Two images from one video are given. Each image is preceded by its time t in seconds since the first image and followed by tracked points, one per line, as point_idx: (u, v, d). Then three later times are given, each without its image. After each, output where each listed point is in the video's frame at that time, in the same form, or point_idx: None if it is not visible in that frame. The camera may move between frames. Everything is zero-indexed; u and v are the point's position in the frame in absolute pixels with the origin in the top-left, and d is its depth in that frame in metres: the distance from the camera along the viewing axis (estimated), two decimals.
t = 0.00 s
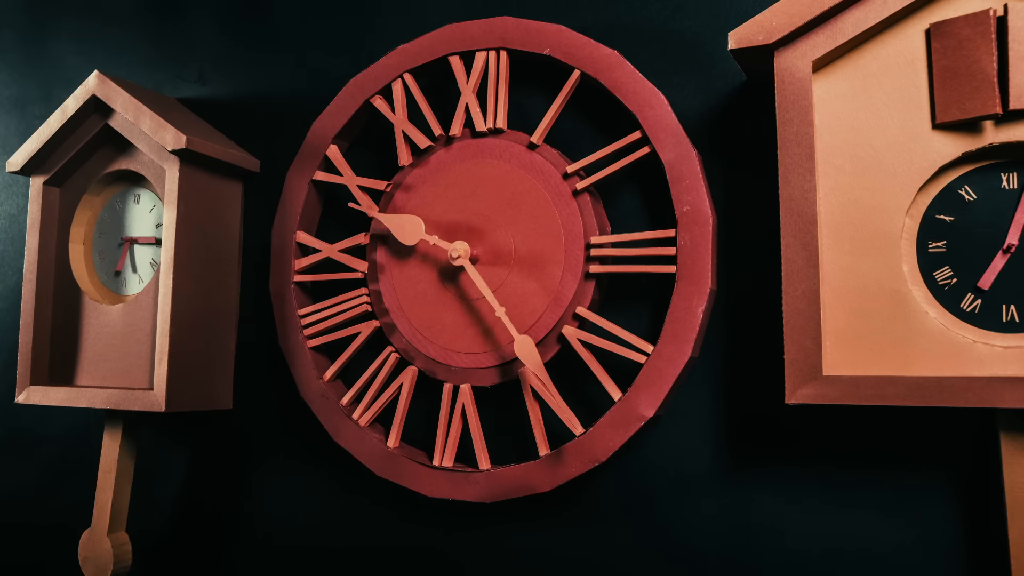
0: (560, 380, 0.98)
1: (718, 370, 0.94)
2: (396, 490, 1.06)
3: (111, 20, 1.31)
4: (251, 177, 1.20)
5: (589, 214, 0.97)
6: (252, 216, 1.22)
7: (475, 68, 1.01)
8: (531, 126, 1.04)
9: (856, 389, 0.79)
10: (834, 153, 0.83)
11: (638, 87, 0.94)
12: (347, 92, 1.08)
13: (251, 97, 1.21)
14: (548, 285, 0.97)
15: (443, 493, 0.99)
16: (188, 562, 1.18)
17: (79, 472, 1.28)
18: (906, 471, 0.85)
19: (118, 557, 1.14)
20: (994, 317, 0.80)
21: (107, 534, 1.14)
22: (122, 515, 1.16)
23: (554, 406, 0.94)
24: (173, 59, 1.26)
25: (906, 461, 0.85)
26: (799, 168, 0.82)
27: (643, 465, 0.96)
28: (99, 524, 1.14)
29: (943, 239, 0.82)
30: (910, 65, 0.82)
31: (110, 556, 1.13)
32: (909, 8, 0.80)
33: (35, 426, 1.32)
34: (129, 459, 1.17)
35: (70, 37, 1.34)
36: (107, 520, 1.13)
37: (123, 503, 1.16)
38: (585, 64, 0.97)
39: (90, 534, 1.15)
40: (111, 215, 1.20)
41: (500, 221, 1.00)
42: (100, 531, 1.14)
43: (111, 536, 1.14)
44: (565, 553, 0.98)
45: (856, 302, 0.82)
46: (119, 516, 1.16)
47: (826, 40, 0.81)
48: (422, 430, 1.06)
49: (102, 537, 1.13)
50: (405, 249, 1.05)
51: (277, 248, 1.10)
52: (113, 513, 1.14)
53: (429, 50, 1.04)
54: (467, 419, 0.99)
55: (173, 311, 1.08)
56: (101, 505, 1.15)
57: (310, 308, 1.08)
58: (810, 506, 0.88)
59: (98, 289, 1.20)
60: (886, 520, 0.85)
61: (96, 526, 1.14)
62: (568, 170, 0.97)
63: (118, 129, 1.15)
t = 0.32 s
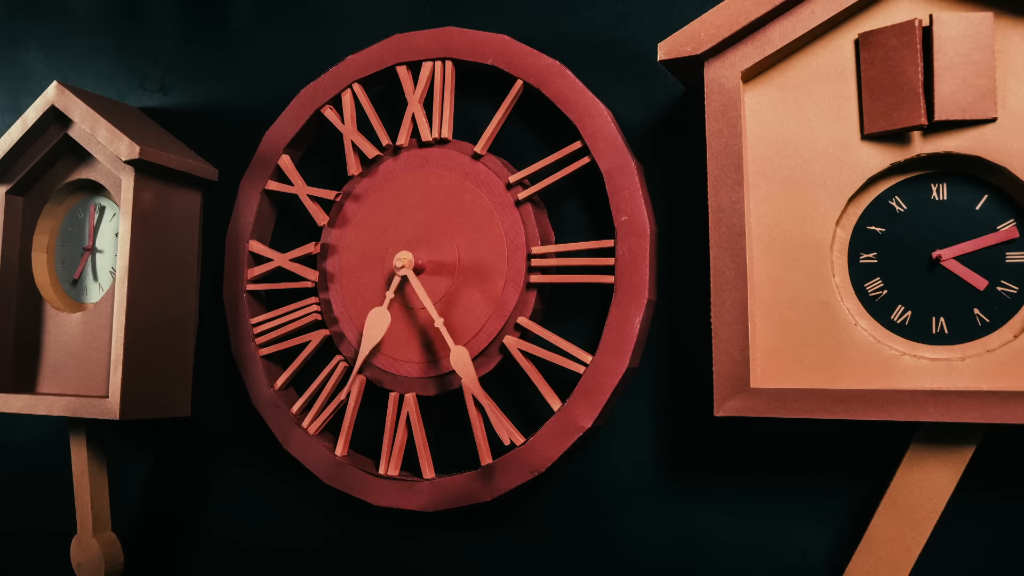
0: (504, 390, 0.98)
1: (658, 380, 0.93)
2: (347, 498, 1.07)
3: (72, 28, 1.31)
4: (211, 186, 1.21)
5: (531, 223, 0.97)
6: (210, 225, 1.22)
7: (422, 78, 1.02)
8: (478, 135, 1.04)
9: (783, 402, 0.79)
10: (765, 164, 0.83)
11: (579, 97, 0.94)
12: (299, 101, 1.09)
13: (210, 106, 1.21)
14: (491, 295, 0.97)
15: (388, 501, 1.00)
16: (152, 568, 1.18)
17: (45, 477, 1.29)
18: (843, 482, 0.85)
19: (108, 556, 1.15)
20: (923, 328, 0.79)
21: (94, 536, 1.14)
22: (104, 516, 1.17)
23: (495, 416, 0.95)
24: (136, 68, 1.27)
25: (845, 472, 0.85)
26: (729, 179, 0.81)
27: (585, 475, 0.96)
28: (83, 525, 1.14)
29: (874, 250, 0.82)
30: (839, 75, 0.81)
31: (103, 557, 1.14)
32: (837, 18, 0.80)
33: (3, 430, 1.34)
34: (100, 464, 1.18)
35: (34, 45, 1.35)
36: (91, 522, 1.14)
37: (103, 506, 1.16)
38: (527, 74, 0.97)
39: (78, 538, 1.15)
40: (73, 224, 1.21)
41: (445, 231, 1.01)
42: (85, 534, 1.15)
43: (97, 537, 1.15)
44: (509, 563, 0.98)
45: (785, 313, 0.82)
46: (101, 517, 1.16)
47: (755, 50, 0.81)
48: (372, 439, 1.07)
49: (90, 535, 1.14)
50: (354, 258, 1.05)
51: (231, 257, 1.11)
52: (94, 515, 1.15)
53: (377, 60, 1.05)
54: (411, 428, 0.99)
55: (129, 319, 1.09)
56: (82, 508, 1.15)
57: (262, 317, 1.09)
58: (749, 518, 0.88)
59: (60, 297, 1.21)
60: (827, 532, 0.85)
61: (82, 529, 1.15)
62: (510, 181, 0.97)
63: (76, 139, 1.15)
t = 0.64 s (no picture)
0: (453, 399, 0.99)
1: (603, 391, 0.94)
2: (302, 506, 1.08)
3: (43, 39, 1.32)
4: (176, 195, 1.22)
5: (479, 233, 0.97)
6: (176, 236, 1.24)
7: (374, 89, 1.03)
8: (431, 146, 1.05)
9: (715, 414, 0.79)
10: (702, 176, 0.83)
11: (525, 108, 0.94)
12: (256, 112, 1.10)
13: (175, 117, 1.22)
14: (439, 305, 0.97)
15: (340, 509, 1.00)
16: None
17: (14, 482, 1.31)
18: (782, 494, 0.85)
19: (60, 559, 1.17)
20: (858, 341, 0.79)
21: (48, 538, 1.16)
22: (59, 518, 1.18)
23: (442, 425, 0.95)
24: (104, 79, 1.28)
25: (788, 487, 0.85)
26: (663, 191, 0.82)
27: (532, 486, 0.96)
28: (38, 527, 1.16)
29: (810, 262, 0.81)
30: (774, 86, 0.81)
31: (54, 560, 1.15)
32: (770, 30, 0.80)
33: None
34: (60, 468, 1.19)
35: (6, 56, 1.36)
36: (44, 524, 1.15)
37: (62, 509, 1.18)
38: (475, 85, 0.97)
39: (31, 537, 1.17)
40: (40, 233, 1.22)
41: (396, 241, 1.01)
42: (39, 535, 1.16)
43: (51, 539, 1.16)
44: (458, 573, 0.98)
45: (721, 325, 0.82)
46: (57, 521, 1.18)
47: (688, 63, 0.81)
48: (328, 447, 1.07)
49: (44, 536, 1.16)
50: (309, 268, 1.06)
51: (190, 266, 1.12)
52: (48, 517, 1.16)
53: (330, 71, 1.05)
54: (361, 437, 1.00)
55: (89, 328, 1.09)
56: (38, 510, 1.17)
57: (220, 326, 1.10)
58: (693, 530, 0.88)
59: (26, 304, 1.21)
60: (771, 547, 0.85)
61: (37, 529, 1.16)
62: (459, 191, 0.98)
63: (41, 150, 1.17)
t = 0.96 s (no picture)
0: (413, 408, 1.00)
1: (557, 400, 0.94)
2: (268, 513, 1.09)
3: (20, 47, 1.33)
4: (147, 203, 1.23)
5: (436, 243, 0.97)
6: (148, 245, 1.25)
7: (335, 99, 1.03)
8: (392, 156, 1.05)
9: (658, 427, 0.79)
10: (648, 187, 0.83)
11: (480, 118, 0.94)
12: (221, 121, 1.10)
13: (148, 126, 1.24)
14: (397, 314, 0.98)
15: (300, 517, 1.00)
16: None
17: None
18: (729, 503, 0.85)
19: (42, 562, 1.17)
20: (803, 352, 0.78)
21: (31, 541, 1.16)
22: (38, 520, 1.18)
23: (398, 434, 0.95)
24: (79, 88, 1.29)
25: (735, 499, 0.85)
26: (609, 205, 0.83)
27: (488, 494, 0.96)
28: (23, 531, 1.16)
29: (756, 273, 0.81)
30: (719, 97, 0.81)
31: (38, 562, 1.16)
32: (715, 41, 0.80)
33: None
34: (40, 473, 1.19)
35: None
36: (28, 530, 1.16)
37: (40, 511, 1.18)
38: (432, 95, 0.98)
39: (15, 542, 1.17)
40: (13, 241, 1.22)
41: (356, 251, 1.01)
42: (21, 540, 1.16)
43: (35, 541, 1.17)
44: None
45: (667, 337, 0.82)
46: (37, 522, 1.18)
47: (633, 74, 0.82)
48: (292, 454, 1.08)
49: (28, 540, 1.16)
50: (272, 277, 1.06)
51: (158, 275, 1.13)
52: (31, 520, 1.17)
53: (293, 81, 1.06)
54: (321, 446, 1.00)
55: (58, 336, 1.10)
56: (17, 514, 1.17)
57: (186, 334, 1.10)
58: (643, 541, 0.89)
59: None
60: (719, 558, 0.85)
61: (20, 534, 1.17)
62: (417, 201, 0.98)
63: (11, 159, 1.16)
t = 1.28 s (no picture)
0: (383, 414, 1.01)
1: (524, 406, 0.94)
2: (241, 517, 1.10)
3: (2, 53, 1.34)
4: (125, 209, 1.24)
5: (405, 250, 0.98)
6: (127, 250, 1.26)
7: (307, 106, 1.04)
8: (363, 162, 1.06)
9: (615, 434, 0.79)
10: (608, 195, 0.84)
11: (447, 125, 0.95)
12: (196, 128, 1.11)
13: (127, 132, 1.24)
14: (366, 321, 0.98)
15: (270, 522, 1.00)
16: None
17: None
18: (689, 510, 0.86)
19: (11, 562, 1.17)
20: (761, 360, 0.78)
21: None
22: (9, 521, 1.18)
23: (366, 440, 0.96)
24: (60, 94, 1.30)
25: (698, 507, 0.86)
26: (568, 213, 0.83)
27: (456, 500, 0.97)
28: None
29: (715, 282, 0.81)
30: (678, 106, 0.81)
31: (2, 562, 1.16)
32: (672, 49, 0.80)
33: None
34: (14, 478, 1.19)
35: None
36: None
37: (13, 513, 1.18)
38: (400, 103, 0.98)
39: None
40: None
41: (327, 258, 1.02)
42: None
43: None
44: None
45: (627, 345, 0.82)
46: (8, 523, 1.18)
47: (593, 82, 0.83)
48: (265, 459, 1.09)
49: None
50: (245, 283, 1.07)
51: (134, 281, 1.14)
52: None
53: (265, 89, 1.06)
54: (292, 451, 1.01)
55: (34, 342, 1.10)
56: None
57: (161, 339, 1.11)
58: (607, 547, 0.89)
59: None
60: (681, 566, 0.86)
61: None
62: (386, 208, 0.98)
63: None
